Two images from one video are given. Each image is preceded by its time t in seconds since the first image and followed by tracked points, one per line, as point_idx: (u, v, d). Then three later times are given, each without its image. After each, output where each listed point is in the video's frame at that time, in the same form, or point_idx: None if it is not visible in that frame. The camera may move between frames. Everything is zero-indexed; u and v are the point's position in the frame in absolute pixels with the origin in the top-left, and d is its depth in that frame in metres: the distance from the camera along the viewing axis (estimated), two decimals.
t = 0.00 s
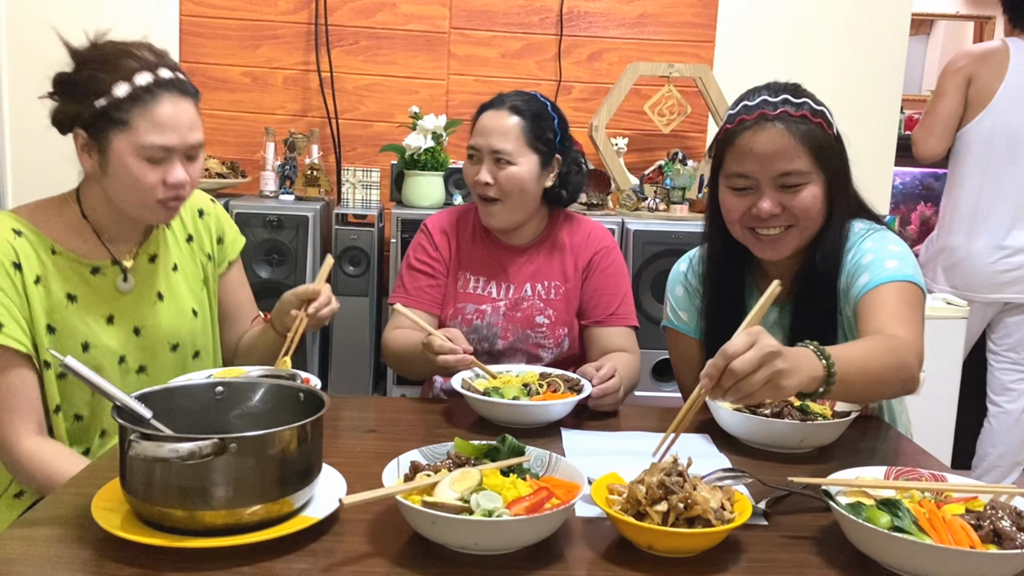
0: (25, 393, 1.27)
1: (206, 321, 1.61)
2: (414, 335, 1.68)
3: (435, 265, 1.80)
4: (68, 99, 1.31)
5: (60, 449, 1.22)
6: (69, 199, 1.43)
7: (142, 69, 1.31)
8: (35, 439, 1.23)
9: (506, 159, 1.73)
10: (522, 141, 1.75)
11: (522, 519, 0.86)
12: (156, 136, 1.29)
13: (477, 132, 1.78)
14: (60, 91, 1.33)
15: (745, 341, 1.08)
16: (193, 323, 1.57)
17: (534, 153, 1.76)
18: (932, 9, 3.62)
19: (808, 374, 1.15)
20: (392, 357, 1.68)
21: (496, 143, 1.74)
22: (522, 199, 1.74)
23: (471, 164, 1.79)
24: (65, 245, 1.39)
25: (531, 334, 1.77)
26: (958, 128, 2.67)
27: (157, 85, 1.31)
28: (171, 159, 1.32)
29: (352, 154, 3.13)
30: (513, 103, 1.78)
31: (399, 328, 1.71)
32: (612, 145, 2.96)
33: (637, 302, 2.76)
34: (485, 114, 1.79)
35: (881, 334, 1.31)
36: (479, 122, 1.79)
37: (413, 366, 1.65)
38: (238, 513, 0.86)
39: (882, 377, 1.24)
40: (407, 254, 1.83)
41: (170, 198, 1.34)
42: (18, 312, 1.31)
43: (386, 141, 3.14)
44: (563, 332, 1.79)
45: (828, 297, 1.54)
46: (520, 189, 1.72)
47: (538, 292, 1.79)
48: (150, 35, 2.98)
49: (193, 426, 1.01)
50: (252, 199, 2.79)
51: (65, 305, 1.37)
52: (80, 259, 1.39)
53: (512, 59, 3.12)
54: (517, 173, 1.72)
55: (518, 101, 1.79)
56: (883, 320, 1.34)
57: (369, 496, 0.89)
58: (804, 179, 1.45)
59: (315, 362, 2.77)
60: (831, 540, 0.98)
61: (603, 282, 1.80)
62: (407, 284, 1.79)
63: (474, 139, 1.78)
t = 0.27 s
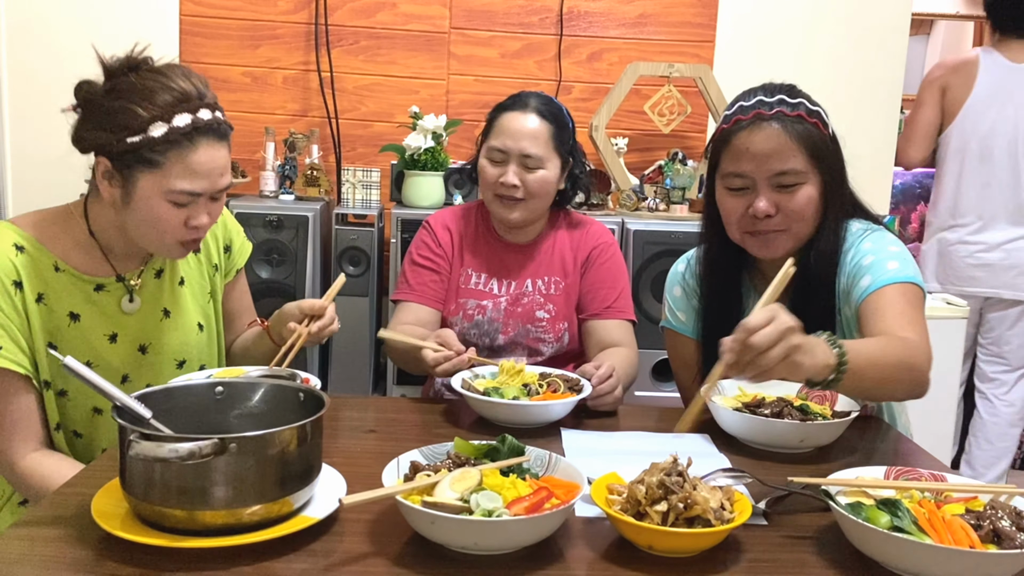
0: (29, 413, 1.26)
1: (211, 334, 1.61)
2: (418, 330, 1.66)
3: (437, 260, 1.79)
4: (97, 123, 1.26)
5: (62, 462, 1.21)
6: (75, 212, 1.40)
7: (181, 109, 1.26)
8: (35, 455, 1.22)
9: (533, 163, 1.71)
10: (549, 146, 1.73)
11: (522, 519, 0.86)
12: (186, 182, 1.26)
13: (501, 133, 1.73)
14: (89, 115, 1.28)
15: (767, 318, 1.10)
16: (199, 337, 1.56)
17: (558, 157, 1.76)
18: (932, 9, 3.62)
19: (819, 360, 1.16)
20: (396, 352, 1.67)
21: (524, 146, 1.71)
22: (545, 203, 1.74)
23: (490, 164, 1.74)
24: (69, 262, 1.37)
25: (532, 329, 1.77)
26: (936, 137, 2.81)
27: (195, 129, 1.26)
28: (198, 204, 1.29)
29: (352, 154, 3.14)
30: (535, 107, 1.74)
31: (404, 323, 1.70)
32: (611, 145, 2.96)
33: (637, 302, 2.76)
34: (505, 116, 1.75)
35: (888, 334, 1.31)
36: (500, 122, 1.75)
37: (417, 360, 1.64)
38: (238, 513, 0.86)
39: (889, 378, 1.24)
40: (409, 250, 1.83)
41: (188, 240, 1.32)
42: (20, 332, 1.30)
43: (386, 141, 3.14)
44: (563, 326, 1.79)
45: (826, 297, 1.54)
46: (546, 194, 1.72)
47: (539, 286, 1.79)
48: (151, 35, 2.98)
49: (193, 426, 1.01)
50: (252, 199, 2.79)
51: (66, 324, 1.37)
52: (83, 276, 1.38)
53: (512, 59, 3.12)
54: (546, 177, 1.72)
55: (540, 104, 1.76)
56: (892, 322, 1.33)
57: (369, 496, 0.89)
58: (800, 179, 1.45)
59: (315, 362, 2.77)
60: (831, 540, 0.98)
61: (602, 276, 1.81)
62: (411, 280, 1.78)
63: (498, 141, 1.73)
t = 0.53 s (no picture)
0: (23, 429, 1.26)
1: (208, 342, 1.61)
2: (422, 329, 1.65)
3: (438, 259, 1.79)
4: (102, 137, 1.26)
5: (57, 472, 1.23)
6: (70, 224, 1.39)
7: (189, 122, 1.26)
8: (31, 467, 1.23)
9: (551, 167, 1.70)
10: (566, 151, 1.73)
11: (522, 519, 0.86)
12: (196, 197, 1.25)
13: (520, 133, 1.70)
14: (93, 128, 1.27)
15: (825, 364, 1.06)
16: (196, 346, 1.57)
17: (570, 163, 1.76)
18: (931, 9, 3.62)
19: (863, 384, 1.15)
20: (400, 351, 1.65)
21: (544, 149, 1.69)
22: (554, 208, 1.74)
23: (507, 164, 1.70)
24: (63, 276, 1.36)
25: (531, 328, 1.78)
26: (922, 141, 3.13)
27: (204, 141, 1.27)
28: (204, 218, 1.28)
29: (352, 154, 3.14)
30: (556, 112, 1.73)
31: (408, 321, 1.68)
32: (611, 145, 2.96)
33: (637, 302, 2.76)
34: (527, 115, 1.72)
35: (901, 334, 1.31)
36: (519, 122, 1.72)
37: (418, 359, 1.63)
38: (238, 513, 0.86)
39: (910, 383, 1.24)
40: (410, 249, 1.83)
41: (191, 254, 1.32)
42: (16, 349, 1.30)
43: (386, 141, 3.14)
44: (561, 326, 1.79)
45: (829, 296, 1.54)
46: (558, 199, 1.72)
47: (538, 286, 1.79)
48: (151, 35, 2.99)
49: (192, 426, 1.01)
50: (253, 199, 2.79)
51: (61, 339, 1.36)
52: (80, 290, 1.37)
53: (512, 59, 3.12)
54: (560, 183, 1.71)
55: (558, 108, 1.75)
56: (899, 321, 1.33)
57: (369, 496, 0.89)
58: (804, 175, 1.45)
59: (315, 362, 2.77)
60: (831, 540, 0.98)
61: (600, 276, 1.81)
62: (413, 279, 1.77)
63: (517, 141, 1.70)
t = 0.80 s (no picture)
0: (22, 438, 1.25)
1: (200, 341, 1.62)
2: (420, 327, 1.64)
3: (437, 260, 1.78)
4: (99, 140, 1.25)
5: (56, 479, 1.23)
6: (57, 228, 1.38)
7: (190, 130, 1.27)
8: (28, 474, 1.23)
9: (554, 172, 1.68)
10: (570, 156, 1.70)
11: (522, 519, 0.86)
12: (193, 205, 1.26)
13: (523, 137, 1.67)
14: (90, 131, 1.26)
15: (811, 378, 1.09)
16: (188, 344, 1.57)
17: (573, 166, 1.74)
18: (931, 9, 3.62)
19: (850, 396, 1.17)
20: (398, 351, 1.64)
21: (547, 154, 1.66)
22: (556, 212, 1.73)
23: (509, 168, 1.69)
24: (52, 279, 1.36)
25: (533, 329, 1.78)
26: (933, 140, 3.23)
27: (205, 150, 1.27)
28: (199, 226, 1.29)
29: (352, 154, 3.14)
30: (559, 116, 1.70)
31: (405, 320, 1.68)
32: (611, 145, 2.95)
33: (637, 302, 2.76)
34: (528, 119, 1.69)
35: (891, 338, 1.31)
36: (522, 126, 1.68)
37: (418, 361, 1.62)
38: (238, 513, 0.86)
39: (898, 387, 1.25)
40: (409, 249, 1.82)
41: (183, 260, 1.32)
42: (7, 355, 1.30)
43: (386, 141, 3.14)
44: (563, 327, 1.79)
45: (828, 297, 1.53)
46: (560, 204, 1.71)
47: (540, 287, 1.79)
48: (151, 35, 2.99)
49: (192, 426, 1.01)
50: (252, 199, 2.79)
51: (54, 342, 1.36)
52: (69, 292, 1.37)
53: (512, 59, 3.12)
54: (563, 188, 1.69)
55: (563, 115, 1.71)
56: (890, 324, 1.34)
57: (369, 496, 0.89)
58: (807, 173, 1.45)
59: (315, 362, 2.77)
60: (831, 540, 0.98)
61: (602, 277, 1.81)
62: (411, 279, 1.76)
63: (520, 144, 1.67)
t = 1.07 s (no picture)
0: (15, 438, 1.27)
1: (191, 339, 1.62)
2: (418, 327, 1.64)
3: (437, 261, 1.78)
4: (80, 141, 1.26)
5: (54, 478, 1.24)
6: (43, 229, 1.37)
7: (172, 128, 1.27)
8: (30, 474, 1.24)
9: (555, 175, 1.67)
10: (572, 158, 1.69)
11: (522, 519, 0.86)
12: (178, 203, 1.26)
13: (525, 139, 1.66)
14: (72, 133, 1.26)
15: (803, 376, 1.06)
16: (179, 342, 1.58)
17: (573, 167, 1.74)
18: (932, 9, 3.62)
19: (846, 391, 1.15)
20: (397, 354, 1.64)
21: (549, 157, 1.65)
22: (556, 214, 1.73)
23: (510, 170, 1.68)
24: (40, 280, 1.36)
25: (534, 331, 1.78)
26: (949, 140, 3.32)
27: (187, 147, 1.27)
28: (184, 223, 1.29)
29: (352, 154, 3.14)
30: (561, 118, 1.69)
31: (403, 321, 1.68)
32: (612, 145, 2.95)
33: (637, 302, 2.76)
34: (529, 121, 1.67)
35: (890, 338, 1.31)
36: (523, 128, 1.67)
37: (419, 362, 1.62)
38: (238, 513, 0.86)
39: (899, 387, 1.25)
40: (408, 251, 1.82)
41: (171, 259, 1.32)
42: None
43: (386, 141, 3.14)
44: (564, 329, 1.79)
45: (828, 298, 1.53)
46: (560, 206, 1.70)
47: (541, 289, 1.79)
48: (151, 36, 2.99)
49: (192, 426, 1.01)
50: (253, 199, 2.79)
51: (42, 343, 1.36)
52: (56, 293, 1.37)
53: (512, 59, 3.12)
54: (563, 191, 1.69)
55: (564, 115, 1.70)
56: (891, 324, 1.34)
57: (369, 496, 0.89)
58: (804, 175, 1.45)
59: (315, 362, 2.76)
60: (830, 539, 0.98)
61: (603, 279, 1.81)
62: (410, 281, 1.76)
63: (521, 147, 1.66)
